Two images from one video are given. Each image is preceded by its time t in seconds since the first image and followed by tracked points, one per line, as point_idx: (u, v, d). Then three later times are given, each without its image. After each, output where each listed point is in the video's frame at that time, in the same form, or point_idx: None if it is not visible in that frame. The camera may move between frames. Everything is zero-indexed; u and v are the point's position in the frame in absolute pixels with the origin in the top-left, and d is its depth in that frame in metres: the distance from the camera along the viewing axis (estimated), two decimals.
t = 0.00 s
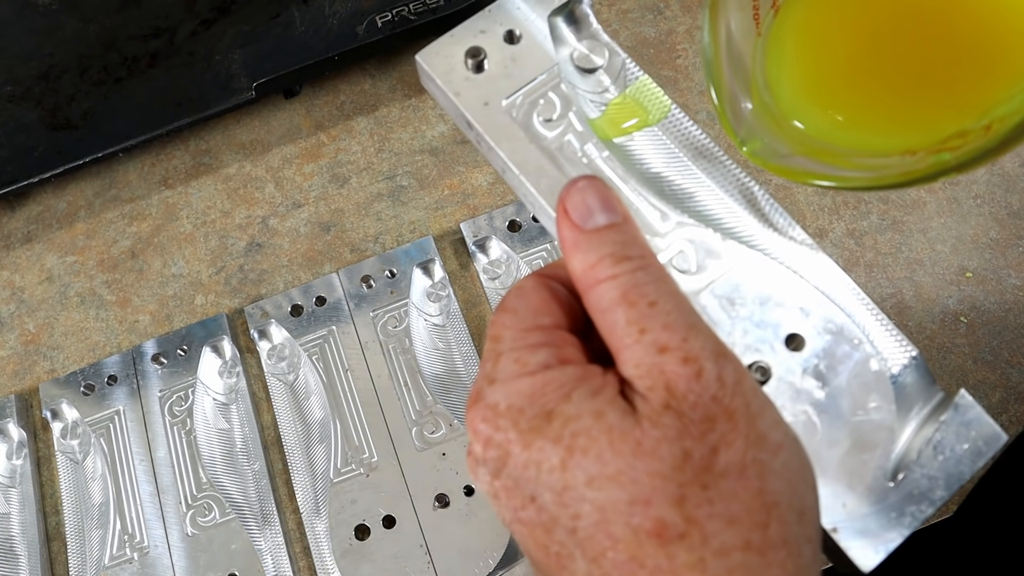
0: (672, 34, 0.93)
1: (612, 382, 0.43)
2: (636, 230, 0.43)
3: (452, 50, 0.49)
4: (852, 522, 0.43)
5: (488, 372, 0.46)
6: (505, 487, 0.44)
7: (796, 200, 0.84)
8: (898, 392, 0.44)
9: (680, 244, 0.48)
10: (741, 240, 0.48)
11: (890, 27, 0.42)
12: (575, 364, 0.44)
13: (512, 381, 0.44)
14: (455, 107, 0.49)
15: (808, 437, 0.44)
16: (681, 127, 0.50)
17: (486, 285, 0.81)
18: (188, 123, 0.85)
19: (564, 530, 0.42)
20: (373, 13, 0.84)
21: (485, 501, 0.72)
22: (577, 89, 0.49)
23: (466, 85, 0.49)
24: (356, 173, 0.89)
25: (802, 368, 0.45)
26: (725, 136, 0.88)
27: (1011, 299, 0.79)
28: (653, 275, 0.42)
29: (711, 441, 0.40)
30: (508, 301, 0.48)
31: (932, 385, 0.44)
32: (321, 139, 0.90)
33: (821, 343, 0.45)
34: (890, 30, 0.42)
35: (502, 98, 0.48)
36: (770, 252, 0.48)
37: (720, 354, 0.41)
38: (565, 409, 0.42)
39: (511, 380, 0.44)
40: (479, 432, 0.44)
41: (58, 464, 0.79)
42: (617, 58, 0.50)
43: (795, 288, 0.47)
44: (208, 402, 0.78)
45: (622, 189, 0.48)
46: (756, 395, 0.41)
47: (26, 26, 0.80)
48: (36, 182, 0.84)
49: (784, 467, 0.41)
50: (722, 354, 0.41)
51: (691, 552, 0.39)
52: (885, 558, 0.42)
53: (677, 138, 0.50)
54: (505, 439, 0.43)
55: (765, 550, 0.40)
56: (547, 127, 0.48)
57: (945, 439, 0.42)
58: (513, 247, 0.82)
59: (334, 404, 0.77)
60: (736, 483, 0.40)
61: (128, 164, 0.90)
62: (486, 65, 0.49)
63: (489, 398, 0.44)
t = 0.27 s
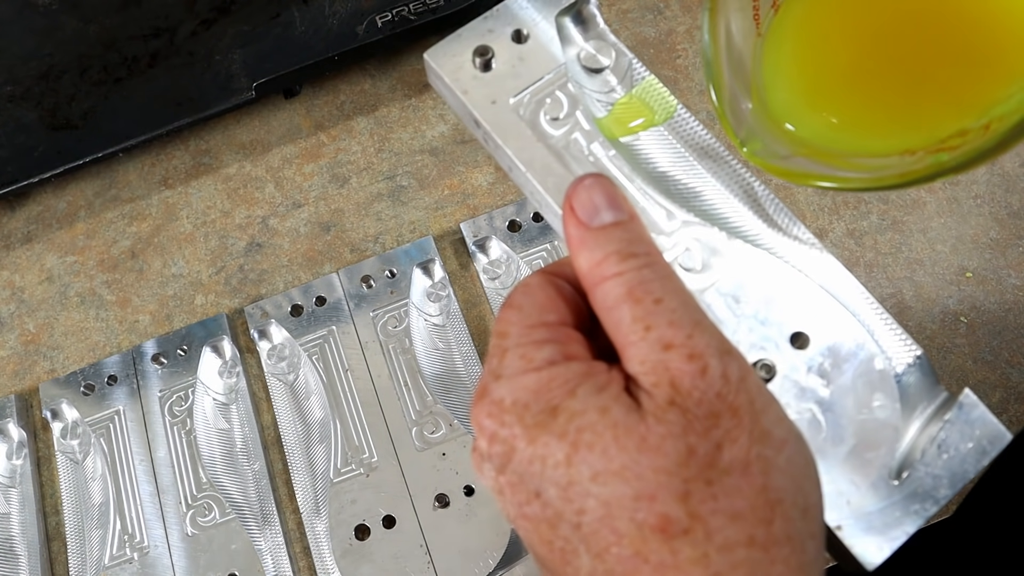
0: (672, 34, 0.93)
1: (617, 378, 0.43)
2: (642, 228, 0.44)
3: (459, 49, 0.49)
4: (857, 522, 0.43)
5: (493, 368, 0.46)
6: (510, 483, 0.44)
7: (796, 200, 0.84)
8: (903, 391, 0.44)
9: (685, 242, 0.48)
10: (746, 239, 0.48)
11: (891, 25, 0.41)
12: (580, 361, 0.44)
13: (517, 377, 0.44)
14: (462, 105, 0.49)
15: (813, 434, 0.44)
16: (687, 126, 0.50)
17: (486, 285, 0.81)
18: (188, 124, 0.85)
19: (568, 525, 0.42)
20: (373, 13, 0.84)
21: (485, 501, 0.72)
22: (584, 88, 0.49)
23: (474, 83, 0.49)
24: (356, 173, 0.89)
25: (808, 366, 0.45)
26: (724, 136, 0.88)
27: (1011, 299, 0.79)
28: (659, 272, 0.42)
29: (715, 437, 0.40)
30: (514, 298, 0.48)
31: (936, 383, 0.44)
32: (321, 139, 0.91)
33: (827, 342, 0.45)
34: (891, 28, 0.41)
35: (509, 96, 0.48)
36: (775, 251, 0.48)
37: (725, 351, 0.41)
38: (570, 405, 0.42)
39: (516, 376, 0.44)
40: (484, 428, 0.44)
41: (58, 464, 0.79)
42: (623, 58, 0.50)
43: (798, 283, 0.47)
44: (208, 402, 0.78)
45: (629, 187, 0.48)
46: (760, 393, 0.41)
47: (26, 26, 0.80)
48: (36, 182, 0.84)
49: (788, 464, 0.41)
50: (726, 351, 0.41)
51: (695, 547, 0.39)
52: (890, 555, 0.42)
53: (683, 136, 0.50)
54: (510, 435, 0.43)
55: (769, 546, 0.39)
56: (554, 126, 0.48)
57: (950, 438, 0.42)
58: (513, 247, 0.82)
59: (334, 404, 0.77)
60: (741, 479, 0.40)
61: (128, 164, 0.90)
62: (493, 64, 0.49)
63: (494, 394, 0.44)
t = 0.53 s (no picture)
0: (672, 34, 0.93)
1: (613, 376, 0.43)
2: (638, 226, 0.44)
3: (457, 48, 0.49)
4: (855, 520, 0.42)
5: (489, 366, 0.46)
6: (507, 480, 0.44)
7: (796, 201, 0.84)
8: (899, 388, 0.44)
9: (682, 241, 0.48)
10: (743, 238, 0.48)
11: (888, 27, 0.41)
12: (576, 358, 0.44)
13: (513, 375, 0.44)
14: (459, 104, 0.49)
15: (808, 430, 0.45)
16: (684, 125, 0.50)
17: (486, 285, 0.81)
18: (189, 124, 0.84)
19: (565, 523, 0.42)
20: (373, 13, 0.84)
21: (485, 501, 0.72)
22: (581, 88, 0.50)
23: (471, 83, 0.49)
24: (356, 173, 0.89)
25: (804, 365, 0.45)
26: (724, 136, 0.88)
27: (1011, 299, 0.79)
28: (655, 270, 0.42)
29: (710, 433, 0.40)
30: (510, 296, 0.48)
31: (932, 379, 0.45)
32: (321, 139, 0.91)
33: (823, 339, 0.46)
34: (883, 34, 0.42)
35: (507, 95, 0.48)
36: (772, 250, 0.48)
37: (720, 347, 0.41)
38: (566, 402, 0.42)
39: (512, 373, 0.44)
40: (481, 426, 0.44)
41: (58, 464, 0.79)
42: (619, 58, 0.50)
43: (794, 280, 0.47)
44: (208, 402, 0.78)
45: (626, 186, 0.48)
46: (755, 390, 0.41)
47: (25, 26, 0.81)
48: (36, 182, 0.83)
49: (783, 460, 0.41)
50: (721, 348, 0.41)
51: (691, 543, 0.39)
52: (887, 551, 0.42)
53: (679, 135, 0.50)
54: (506, 432, 0.43)
55: (765, 542, 0.39)
56: (551, 125, 0.48)
57: (946, 434, 0.42)
58: (513, 247, 0.82)
59: (334, 404, 0.77)
60: (736, 475, 0.40)
61: (128, 164, 0.90)
62: (490, 64, 0.49)
63: (491, 392, 0.44)
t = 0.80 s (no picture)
0: (672, 34, 0.93)
1: (611, 374, 0.43)
2: (636, 224, 0.44)
3: (455, 47, 0.49)
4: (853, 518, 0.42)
5: (488, 365, 0.46)
6: (505, 479, 0.44)
7: (796, 201, 0.84)
8: (897, 387, 0.44)
9: (681, 240, 0.48)
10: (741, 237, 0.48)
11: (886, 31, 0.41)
12: (575, 357, 0.44)
13: (512, 374, 0.44)
14: (458, 104, 0.48)
15: (807, 429, 0.44)
16: (682, 125, 0.50)
17: (486, 285, 0.81)
18: (189, 124, 0.84)
19: (563, 521, 0.42)
20: (373, 13, 0.84)
21: (485, 501, 0.72)
22: (579, 88, 0.50)
23: (470, 82, 0.48)
24: (356, 173, 0.89)
25: (803, 365, 0.45)
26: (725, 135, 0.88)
27: (1011, 299, 0.79)
28: (653, 268, 0.42)
29: (708, 431, 0.40)
30: (509, 295, 0.48)
31: (930, 379, 0.45)
32: (321, 138, 0.90)
33: (822, 338, 0.46)
34: (883, 37, 0.41)
35: (506, 95, 0.48)
36: (770, 249, 0.48)
37: (718, 345, 0.41)
38: (564, 400, 0.42)
39: (511, 372, 0.44)
40: (479, 424, 0.44)
41: (58, 464, 0.79)
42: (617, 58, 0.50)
43: (792, 279, 0.47)
44: (207, 402, 0.78)
45: (625, 185, 0.48)
46: (753, 387, 0.41)
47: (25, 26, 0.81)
48: (36, 182, 0.83)
49: (780, 458, 0.41)
50: (719, 347, 0.41)
51: (688, 541, 0.39)
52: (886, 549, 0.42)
53: (678, 135, 0.50)
54: (504, 431, 0.43)
55: (762, 540, 0.39)
56: (550, 124, 0.48)
57: (945, 433, 0.42)
58: (513, 247, 0.82)
59: (334, 404, 0.77)
60: (734, 473, 0.40)
61: (128, 164, 0.90)
62: (489, 63, 0.49)
63: (489, 390, 0.44)
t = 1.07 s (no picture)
0: (672, 34, 0.93)
1: (613, 374, 0.43)
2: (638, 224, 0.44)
3: (458, 49, 0.49)
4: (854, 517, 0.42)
5: (490, 365, 0.46)
6: (507, 478, 0.44)
7: (796, 201, 0.84)
8: (897, 388, 0.44)
9: (682, 241, 0.48)
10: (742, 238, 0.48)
11: (885, 28, 0.41)
12: (576, 357, 0.44)
13: (513, 373, 0.44)
14: (460, 105, 0.49)
15: (808, 430, 0.44)
16: (684, 126, 0.50)
17: (486, 285, 0.81)
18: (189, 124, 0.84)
19: (564, 519, 0.42)
20: (374, 13, 0.84)
21: (485, 501, 0.72)
22: (582, 89, 0.50)
23: (472, 84, 0.49)
24: (356, 173, 0.89)
25: (804, 366, 0.45)
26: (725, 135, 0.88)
27: (1011, 299, 0.79)
28: (654, 268, 0.42)
29: (709, 431, 0.40)
30: (511, 296, 0.48)
31: (930, 380, 0.45)
32: (321, 139, 0.91)
33: (823, 339, 0.46)
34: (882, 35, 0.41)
35: (508, 96, 0.48)
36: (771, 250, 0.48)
37: (719, 345, 0.41)
38: (565, 400, 0.42)
39: (513, 371, 0.44)
40: (481, 423, 0.44)
41: (58, 464, 0.79)
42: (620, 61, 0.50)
43: (793, 280, 0.47)
44: (207, 402, 0.78)
45: (628, 186, 0.48)
46: (753, 387, 0.41)
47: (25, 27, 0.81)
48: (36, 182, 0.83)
49: (781, 457, 0.41)
50: (720, 346, 0.41)
51: (689, 540, 0.39)
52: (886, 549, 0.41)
53: (679, 136, 0.50)
54: (506, 430, 0.43)
55: (763, 539, 0.39)
56: (552, 126, 0.48)
57: (945, 434, 0.42)
58: (513, 247, 0.82)
59: (334, 404, 0.77)
60: (735, 472, 0.40)
61: (128, 164, 0.90)
62: (493, 65, 0.49)
63: (491, 390, 0.44)
